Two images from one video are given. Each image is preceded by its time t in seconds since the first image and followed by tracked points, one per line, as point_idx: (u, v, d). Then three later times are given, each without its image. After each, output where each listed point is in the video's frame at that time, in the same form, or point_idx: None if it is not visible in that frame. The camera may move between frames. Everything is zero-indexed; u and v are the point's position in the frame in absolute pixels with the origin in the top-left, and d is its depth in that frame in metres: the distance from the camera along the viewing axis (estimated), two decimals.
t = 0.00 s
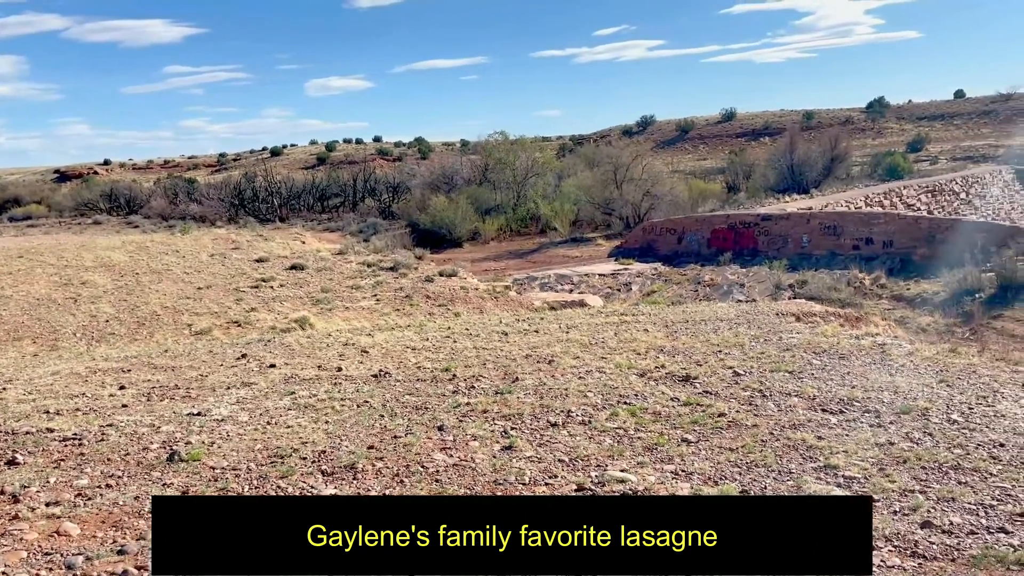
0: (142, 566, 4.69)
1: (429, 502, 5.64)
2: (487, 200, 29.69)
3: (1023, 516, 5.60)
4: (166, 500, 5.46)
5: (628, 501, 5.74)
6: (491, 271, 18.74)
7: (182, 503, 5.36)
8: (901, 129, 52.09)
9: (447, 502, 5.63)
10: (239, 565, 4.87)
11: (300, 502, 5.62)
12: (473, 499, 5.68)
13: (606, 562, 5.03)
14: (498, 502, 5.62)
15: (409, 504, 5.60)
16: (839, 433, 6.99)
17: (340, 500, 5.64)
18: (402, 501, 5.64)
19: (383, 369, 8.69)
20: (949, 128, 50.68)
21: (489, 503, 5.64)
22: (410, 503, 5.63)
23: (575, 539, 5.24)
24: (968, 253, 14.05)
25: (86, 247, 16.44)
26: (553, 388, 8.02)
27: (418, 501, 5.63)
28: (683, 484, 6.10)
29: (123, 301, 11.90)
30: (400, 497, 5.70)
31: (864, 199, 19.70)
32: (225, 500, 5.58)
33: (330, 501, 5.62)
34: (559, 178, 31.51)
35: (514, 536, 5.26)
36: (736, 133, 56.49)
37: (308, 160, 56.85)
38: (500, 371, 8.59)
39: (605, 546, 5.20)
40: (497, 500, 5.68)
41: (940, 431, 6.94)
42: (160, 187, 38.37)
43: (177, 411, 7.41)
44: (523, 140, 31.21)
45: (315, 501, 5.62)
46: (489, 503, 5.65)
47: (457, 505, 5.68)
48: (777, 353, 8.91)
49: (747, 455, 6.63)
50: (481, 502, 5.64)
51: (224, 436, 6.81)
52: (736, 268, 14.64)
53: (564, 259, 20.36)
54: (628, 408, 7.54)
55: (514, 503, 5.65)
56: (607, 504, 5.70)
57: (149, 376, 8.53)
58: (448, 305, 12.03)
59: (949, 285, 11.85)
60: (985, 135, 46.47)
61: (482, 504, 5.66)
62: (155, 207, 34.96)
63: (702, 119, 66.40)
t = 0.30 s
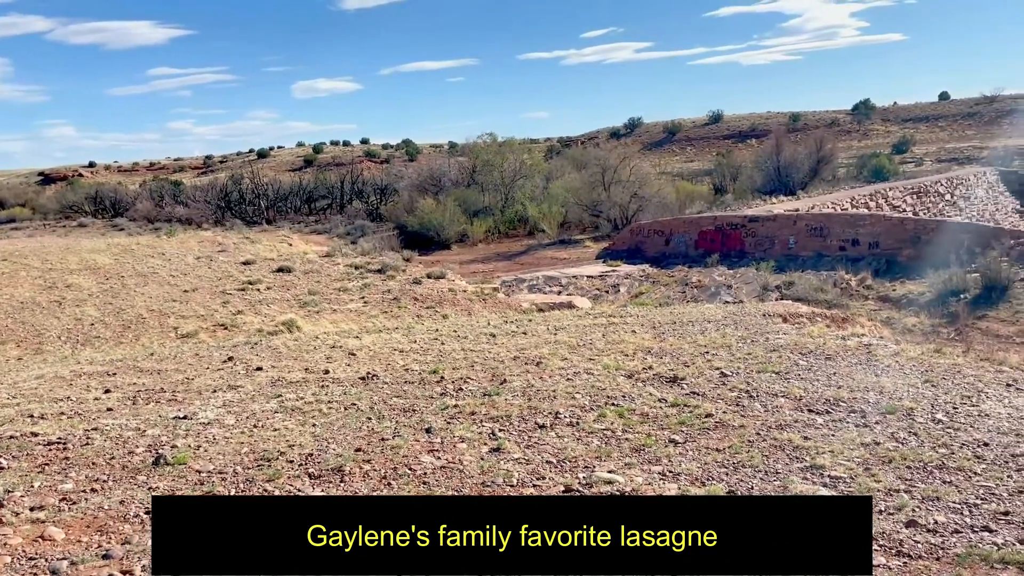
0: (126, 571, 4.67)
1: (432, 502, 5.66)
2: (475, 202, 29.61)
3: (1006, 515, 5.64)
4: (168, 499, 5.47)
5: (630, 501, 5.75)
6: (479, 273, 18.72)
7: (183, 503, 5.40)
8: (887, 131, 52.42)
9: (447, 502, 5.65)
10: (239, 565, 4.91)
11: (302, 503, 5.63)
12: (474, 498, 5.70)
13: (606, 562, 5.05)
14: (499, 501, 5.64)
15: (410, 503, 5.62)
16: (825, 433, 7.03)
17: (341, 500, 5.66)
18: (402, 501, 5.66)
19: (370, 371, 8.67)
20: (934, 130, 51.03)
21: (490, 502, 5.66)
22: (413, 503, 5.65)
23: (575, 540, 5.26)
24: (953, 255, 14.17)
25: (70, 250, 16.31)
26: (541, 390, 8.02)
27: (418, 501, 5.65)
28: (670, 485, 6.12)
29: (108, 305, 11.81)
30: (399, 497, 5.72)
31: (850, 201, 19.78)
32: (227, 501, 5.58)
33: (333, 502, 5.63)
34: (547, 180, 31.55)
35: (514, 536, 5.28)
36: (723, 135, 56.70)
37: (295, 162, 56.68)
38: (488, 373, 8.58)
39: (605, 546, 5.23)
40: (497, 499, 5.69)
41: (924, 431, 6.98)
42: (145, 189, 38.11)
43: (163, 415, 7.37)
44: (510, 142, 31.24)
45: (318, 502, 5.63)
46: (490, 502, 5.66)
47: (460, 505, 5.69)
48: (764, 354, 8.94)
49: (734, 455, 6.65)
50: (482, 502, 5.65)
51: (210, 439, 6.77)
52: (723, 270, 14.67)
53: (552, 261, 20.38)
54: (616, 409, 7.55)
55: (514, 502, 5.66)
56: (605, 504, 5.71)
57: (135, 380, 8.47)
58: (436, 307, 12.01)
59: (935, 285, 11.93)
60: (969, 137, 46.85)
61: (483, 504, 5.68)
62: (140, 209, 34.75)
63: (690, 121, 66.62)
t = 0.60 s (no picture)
0: None
1: (433, 502, 5.68)
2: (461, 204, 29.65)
3: (987, 514, 5.69)
4: (168, 499, 5.52)
5: (630, 501, 5.76)
6: (466, 275, 18.73)
7: (182, 503, 5.44)
8: (871, 134, 52.79)
9: (441, 503, 5.68)
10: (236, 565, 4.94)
11: (303, 503, 5.67)
12: (475, 499, 5.71)
13: (606, 562, 5.07)
14: (498, 501, 5.65)
15: (404, 505, 5.64)
16: (809, 435, 7.06)
17: (339, 501, 5.67)
18: (394, 503, 5.67)
19: (355, 374, 8.65)
20: (917, 132, 51.43)
21: (490, 502, 5.67)
22: (414, 503, 5.67)
23: (575, 540, 5.28)
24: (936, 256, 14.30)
25: (53, 254, 16.21)
26: (527, 392, 8.02)
27: (409, 503, 5.67)
28: (655, 486, 6.13)
29: (92, 308, 11.74)
30: (398, 497, 5.73)
31: (835, 203, 19.87)
32: (227, 503, 5.62)
33: (320, 505, 5.62)
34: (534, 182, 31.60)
35: (514, 536, 5.29)
36: (709, 137, 56.93)
37: (281, 165, 56.53)
38: (474, 376, 8.57)
39: (601, 547, 5.24)
40: (497, 499, 5.69)
41: (907, 431, 7.03)
42: (129, 192, 37.95)
43: (146, 419, 7.33)
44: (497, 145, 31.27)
45: (307, 505, 5.63)
46: (490, 502, 5.67)
47: (462, 505, 5.71)
48: (749, 356, 8.98)
49: (718, 457, 6.68)
50: (482, 502, 5.66)
51: (193, 443, 6.74)
52: (709, 272, 14.72)
53: (539, 264, 20.39)
54: (601, 411, 7.56)
55: (504, 503, 5.67)
56: (597, 505, 5.72)
57: (118, 384, 8.42)
58: (422, 310, 12.01)
59: (918, 287, 12.02)
60: (951, 139, 47.25)
61: (483, 504, 5.69)
62: (125, 213, 34.60)
63: (676, 124, 66.84)
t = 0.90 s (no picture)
0: None
1: (429, 503, 5.71)
2: (446, 207, 29.60)
3: (966, 515, 5.73)
4: (169, 500, 5.59)
5: (629, 501, 5.77)
6: (451, 278, 18.72)
7: (183, 503, 5.50)
8: (853, 136, 53.11)
9: (425, 505, 5.69)
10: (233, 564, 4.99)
11: (303, 503, 5.71)
12: (475, 499, 5.72)
13: (606, 561, 5.09)
14: (481, 504, 5.66)
15: (387, 508, 5.65)
16: (790, 436, 7.09)
17: (320, 504, 5.68)
18: (377, 506, 5.67)
19: (338, 378, 8.63)
20: (899, 135, 51.80)
21: (480, 504, 5.68)
22: (416, 503, 5.71)
23: (575, 540, 5.30)
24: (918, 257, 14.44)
25: (34, 257, 16.10)
26: (510, 395, 8.03)
27: (391, 506, 5.67)
28: (637, 488, 6.16)
29: (73, 312, 11.66)
30: (393, 499, 5.78)
31: (818, 205, 19.96)
32: (226, 503, 5.66)
33: (300, 508, 5.62)
34: (519, 184, 31.65)
35: (514, 537, 5.30)
36: (693, 140, 57.15)
37: (266, 167, 56.35)
38: (457, 379, 8.57)
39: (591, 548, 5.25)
40: (485, 500, 5.70)
41: (887, 433, 7.08)
42: (112, 195, 37.76)
43: (126, 424, 7.30)
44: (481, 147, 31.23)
45: (288, 509, 5.63)
46: (486, 503, 5.68)
47: (458, 506, 5.73)
48: (732, 358, 9.01)
49: (700, 459, 6.71)
50: (480, 502, 5.68)
51: (173, 448, 6.74)
52: (693, 274, 14.78)
53: (524, 266, 20.40)
54: (584, 414, 7.58)
55: (484, 504, 5.69)
56: (580, 506, 5.74)
57: (98, 389, 8.38)
58: (407, 312, 12.01)
59: (900, 289, 12.09)
60: (932, 142, 47.60)
61: (466, 506, 5.69)
62: (107, 216, 34.43)
63: (661, 126, 67.01)
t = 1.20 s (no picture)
0: None
1: (408, 517, 5.83)
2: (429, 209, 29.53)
3: (942, 515, 5.79)
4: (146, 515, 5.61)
5: (607, 514, 5.88)
6: (434, 281, 18.69)
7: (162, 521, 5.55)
8: (834, 139, 53.50)
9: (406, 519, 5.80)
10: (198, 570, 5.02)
11: (282, 513, 5.82)
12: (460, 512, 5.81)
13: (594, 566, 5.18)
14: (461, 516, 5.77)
15: (364, 520, 5.77)
16: (769, 437, 7.15)
17: (299, 515, 5.80)
18: (354, 517, 5.79)
19: (319, 381, 8.62)
20: (879, 138, 52.22)
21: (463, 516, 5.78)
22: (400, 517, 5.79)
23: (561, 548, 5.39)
24: (899, 259, 14.56)
25: (11, 260, 15.93)
26: (492, 398, 8.05)
27: (368, 518, 5.79)
28: (617, 490, 6.26)
29: (51, 316, 11.56)
30: (372, 510, 5.90)
31: (799, 207, 20.06)
32: (206, 515, 5.74)
33: (278, 517, 5.74)
34: (502, 186, 31.70)
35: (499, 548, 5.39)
36: (676, 143, 57.35)
37: (249, 169, 56.05)
38: (439, 382, 8.57)
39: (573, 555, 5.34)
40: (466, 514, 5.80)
41: (865, 433, 7.14)
42: (92, 197, 37.45)
43: (103, 429, 7.27)
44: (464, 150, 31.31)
45: (266, 518, 5.73)
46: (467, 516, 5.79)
47: (439, 517, 5.83)
48: (713, 359, 9.06)
49: (680, 461, 6.76)
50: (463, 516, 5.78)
51: (152, 453, 6.76)
52: (676, 276, 14.85)
53: (508, 268, 20.41)
54: (565, 416, 7.61)
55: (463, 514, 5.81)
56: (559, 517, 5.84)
57: (76, 393, 8.32)
58: (390, 315, 12.00)
59: (880, 289, 12.19)
60: (912, 145, 48.00)
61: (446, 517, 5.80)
62: (87, 218, 34.14)
63: (645, 129, 67.14)
